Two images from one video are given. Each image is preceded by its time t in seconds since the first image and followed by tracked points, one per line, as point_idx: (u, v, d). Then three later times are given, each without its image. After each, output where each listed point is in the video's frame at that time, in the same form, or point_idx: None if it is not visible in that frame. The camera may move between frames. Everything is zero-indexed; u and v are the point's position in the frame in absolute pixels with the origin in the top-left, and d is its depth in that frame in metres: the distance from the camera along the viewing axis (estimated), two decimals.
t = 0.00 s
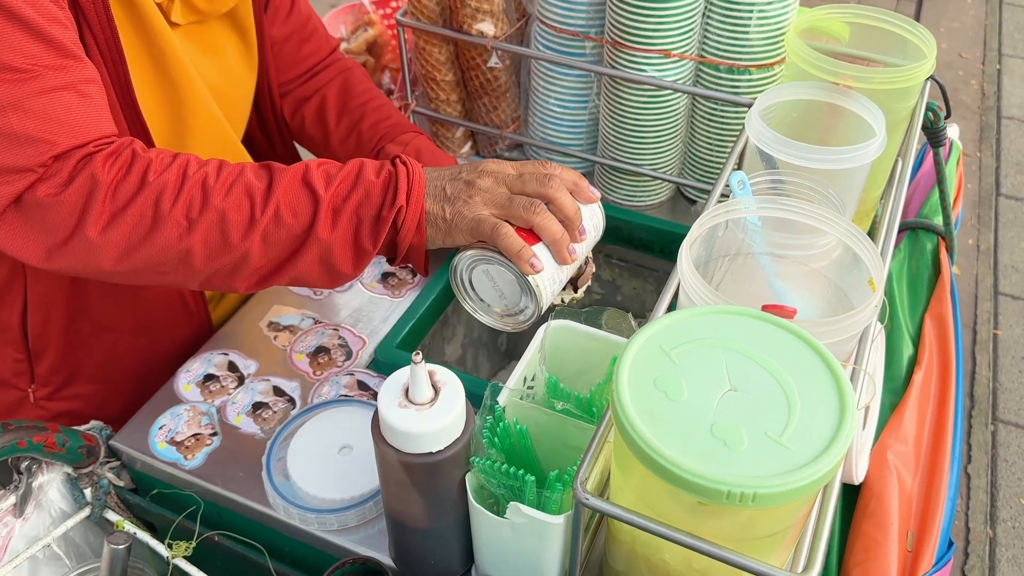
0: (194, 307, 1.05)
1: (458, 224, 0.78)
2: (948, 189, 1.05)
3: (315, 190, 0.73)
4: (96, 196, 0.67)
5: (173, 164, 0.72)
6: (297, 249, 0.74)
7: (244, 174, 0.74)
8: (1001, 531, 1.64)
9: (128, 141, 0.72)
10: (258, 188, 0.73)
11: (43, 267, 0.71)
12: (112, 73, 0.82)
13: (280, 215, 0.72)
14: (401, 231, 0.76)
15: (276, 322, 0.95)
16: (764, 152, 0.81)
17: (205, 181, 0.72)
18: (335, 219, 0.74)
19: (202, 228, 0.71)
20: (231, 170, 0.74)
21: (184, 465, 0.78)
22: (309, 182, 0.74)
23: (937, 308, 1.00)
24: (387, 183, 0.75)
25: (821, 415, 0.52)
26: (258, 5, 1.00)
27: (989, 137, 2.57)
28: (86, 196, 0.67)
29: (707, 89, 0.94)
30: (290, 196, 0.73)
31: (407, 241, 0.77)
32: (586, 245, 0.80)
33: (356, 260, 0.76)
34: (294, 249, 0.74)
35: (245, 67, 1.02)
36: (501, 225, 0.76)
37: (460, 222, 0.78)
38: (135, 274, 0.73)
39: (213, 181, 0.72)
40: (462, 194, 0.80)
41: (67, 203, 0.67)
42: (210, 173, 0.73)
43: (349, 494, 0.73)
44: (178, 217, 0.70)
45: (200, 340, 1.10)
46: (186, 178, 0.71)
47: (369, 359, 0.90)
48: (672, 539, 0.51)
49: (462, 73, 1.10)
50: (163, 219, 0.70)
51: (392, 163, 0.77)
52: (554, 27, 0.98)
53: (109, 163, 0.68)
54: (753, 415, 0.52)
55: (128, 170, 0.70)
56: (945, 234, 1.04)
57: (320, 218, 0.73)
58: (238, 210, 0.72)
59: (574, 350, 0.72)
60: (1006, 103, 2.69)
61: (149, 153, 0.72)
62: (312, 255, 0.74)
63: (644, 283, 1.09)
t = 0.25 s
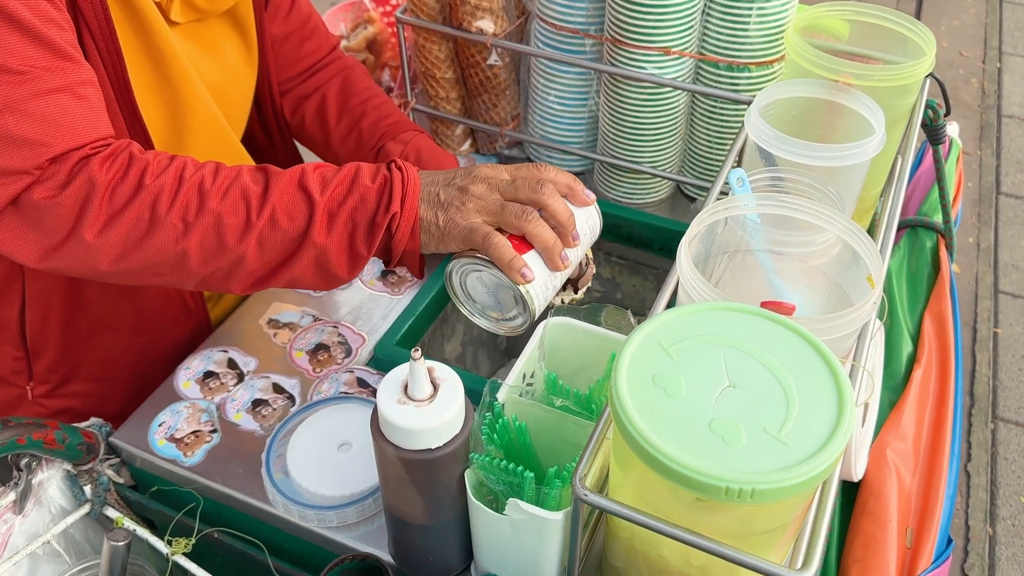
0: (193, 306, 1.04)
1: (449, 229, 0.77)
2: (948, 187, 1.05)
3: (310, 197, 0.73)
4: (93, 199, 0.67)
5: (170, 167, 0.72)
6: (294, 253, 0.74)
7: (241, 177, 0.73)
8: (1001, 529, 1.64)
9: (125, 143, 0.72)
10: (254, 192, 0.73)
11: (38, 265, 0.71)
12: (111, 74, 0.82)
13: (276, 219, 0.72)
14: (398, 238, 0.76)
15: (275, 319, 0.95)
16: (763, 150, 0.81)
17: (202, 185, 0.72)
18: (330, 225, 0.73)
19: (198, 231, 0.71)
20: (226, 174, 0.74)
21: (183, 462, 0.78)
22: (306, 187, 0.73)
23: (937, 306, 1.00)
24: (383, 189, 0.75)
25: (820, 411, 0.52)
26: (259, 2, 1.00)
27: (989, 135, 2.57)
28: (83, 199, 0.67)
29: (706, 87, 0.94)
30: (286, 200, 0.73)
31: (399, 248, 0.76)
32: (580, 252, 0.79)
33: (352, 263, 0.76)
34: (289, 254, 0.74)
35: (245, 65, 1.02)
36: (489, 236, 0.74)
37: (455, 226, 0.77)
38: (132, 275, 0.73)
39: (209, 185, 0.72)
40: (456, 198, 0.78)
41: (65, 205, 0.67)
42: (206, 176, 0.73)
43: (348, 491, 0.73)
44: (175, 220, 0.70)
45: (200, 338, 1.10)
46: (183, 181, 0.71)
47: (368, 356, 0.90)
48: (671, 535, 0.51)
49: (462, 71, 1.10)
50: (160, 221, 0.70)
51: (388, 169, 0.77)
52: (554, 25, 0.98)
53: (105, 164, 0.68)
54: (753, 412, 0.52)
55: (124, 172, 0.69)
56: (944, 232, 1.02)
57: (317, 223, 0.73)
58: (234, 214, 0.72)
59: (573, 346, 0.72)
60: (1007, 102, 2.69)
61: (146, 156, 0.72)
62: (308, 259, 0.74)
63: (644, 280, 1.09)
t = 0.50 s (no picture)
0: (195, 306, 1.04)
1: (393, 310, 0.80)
2: (949, 185, 1.05)
3: (255, 256, 0.75)
4: (47, 237, 0.71)
5: (123, 204, 0.74)
6: (243, 293, 0.78)
7: (191, 223, 0.75)
8: (1002, 527, 1.64)
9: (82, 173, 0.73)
10: (202, 242, 0.75)
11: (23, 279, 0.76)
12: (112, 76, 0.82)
13: (220, 272, 0.76)
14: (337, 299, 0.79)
15: (276, 318, 0.95)
16: (764, 149, 0.81)
17: (151, 232, 0.74)
18: (275, 280, 0.77)
19: (144, 275, 0.75)
20: (179, 215, 0.75)
21: (185, 460, 0.78)
22: (251, 244, 0.75)
23: (937, 305, 1.00)
24: (330, 256, 0.76)
25: (821, 410, 0.52)
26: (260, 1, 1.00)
27: (990, 134, 2.57)
28: (38, 233, 0.71)
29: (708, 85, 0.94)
30: (230, 255, 0.76)
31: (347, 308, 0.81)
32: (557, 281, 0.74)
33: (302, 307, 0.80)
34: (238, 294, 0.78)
35: (246, 65, 1.02)
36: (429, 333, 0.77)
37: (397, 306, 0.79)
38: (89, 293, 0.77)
39: (159, 232, 0.74)
40: (397, 275, 0.78)
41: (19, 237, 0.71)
42: (156, 221, 0.74)
43: (349, 489, 0.73)
44: (122, 264, 0.73)
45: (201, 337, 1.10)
46: (131, 228, 0.73)
47: (369, 355, 0.90)
48: (672, 533, 0.51)
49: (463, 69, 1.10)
50: (108, 265, 0.73)
51: (342, 221, 0.78)
52: (555, 23, 0.98)
53: (56, 210, 0.70)
54: (754, 410, 0.52)
55: (76, 210, 0.71)
56: (945, 231, 1.03)
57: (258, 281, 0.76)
58: (179, 264, 0.75)
59: (574, 344, 0.72)
60: (1008, 100, 2.69)
61: (101, 190, 0.73)
62: (257, 299, 0.78)
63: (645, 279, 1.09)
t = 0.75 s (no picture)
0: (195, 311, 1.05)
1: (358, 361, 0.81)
2: (951, 185, 1.05)
3: (243, 297, 0.79)
4: (47, 254, 0.75)
5: (122, 232, 0.78)
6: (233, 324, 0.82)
7: (186, 259, 0.79)
8: (1003, 527, 1.64)
9: (88, 197, 0.77)
10: (194, 278, 0.79)
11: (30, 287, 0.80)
12: (104, 84, 0.83)
13: (208, 307, 0.80)
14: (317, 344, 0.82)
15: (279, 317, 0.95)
16: (766, 148, 0.81)
17: (146, 264, 0.78)
18: (261, 319, 0.81)
19: (136, 301, 0.79)
20: (176, 250, 0.79)
21: (188, 460, 0.79)
22: (241, 284, 0.79)
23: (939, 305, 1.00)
24: (314, 306, 0.80)
25: (823, 410, 0.52)
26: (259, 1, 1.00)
27: (992, 133, 2.57)
28: (40, 250, 0.75)
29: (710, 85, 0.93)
30: (221, 294, 0.80)
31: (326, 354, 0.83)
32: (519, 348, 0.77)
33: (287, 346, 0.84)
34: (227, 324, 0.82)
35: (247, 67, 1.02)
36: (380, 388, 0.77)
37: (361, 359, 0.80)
38: (86, 303, 0.81)
39: (154, 264, 0.78)
40: (363, 328, 0.79)
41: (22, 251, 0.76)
42: (152, 254, 0.78)
43: (351, 489, 0.73)
44: (117, 288, 0.78)
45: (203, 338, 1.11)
46: (129, 256, 0.77)
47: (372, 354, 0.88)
48: (675, 533, 0.51)
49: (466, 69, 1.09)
50: (103, 287, 0.78)
51: (330, 272, 0.81)
52: (558, 23, 0.98)
53: (57, 232, 0.75)
54: (756, 410, 0.53)
55: (78, 233, 0.76)
56: (947, 231, 1.04)
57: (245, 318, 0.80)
58: (171, 295, 0.79)
59: (577, 346, 0.72)
60: (1010, 100, 2.69)
61: (103, 217, 0.77)
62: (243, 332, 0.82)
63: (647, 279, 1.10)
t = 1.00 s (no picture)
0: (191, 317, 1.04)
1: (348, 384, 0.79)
2: (954, 185, 1.05)
3: (235, 310, 0.79)
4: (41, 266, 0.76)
5: (115, 244, 0.78)
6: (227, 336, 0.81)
7: (179, 272, 0.79)
8: (1005, 527, 1.64)
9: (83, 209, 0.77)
10: (187, 289, 0.79)
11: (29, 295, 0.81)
12: (96, 98, 0.83)
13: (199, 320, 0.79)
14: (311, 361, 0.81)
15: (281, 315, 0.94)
16: (769, 147, 0.81)
17: (139, 276, 0.78)
18: (254, 333, 0.80)
19: (129, 310, 0.79)
20: (168, 263, 0.79)
21: (189, 458, 0.78)
22: (233, 299, 0.78)
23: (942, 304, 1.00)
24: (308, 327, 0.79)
25: (824, 410, 0.52)
26: (258, 0, 1.00)
27: (996, 132, 2.57)
28: (34, 260, 0.76)
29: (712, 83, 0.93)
30: (213, 305, 0.79)
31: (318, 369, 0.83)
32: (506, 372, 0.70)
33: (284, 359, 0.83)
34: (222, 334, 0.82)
35: (246, 67, 1.02)
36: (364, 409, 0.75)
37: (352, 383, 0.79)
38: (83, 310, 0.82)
39: (147, 276, 0.78)
40: (349, 349, 0.77)
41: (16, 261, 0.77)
42: (145, 267, 0.78)
43: (352, 488, 0.73)
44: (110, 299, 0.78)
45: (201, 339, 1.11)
46: (121, 268, 0.77)
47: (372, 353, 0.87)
48: (676, 533, 0.51)
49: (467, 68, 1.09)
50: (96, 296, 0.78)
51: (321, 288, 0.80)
52: (559, 21, 0.98)
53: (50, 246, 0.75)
54: (757, 410, 0.53)
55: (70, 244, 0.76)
56: (950, 230, 1.04)
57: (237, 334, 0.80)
58: (164, 305, 0.79)
59: (578, 346, 0.72)
60: (1014, 98, 2.68)
61: (96, 229, 0.77)
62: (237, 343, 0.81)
63: (649, 278, 1.09)
